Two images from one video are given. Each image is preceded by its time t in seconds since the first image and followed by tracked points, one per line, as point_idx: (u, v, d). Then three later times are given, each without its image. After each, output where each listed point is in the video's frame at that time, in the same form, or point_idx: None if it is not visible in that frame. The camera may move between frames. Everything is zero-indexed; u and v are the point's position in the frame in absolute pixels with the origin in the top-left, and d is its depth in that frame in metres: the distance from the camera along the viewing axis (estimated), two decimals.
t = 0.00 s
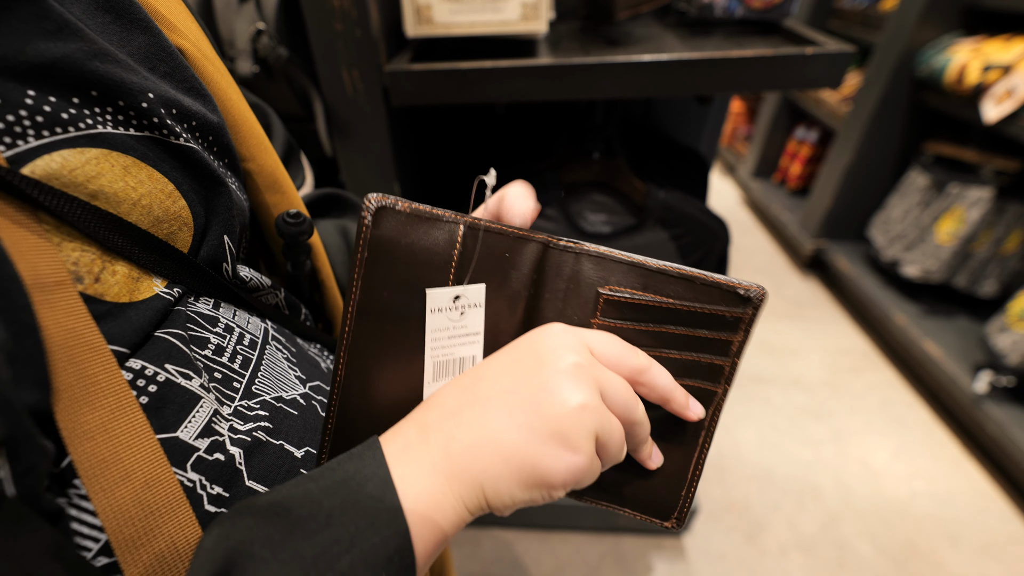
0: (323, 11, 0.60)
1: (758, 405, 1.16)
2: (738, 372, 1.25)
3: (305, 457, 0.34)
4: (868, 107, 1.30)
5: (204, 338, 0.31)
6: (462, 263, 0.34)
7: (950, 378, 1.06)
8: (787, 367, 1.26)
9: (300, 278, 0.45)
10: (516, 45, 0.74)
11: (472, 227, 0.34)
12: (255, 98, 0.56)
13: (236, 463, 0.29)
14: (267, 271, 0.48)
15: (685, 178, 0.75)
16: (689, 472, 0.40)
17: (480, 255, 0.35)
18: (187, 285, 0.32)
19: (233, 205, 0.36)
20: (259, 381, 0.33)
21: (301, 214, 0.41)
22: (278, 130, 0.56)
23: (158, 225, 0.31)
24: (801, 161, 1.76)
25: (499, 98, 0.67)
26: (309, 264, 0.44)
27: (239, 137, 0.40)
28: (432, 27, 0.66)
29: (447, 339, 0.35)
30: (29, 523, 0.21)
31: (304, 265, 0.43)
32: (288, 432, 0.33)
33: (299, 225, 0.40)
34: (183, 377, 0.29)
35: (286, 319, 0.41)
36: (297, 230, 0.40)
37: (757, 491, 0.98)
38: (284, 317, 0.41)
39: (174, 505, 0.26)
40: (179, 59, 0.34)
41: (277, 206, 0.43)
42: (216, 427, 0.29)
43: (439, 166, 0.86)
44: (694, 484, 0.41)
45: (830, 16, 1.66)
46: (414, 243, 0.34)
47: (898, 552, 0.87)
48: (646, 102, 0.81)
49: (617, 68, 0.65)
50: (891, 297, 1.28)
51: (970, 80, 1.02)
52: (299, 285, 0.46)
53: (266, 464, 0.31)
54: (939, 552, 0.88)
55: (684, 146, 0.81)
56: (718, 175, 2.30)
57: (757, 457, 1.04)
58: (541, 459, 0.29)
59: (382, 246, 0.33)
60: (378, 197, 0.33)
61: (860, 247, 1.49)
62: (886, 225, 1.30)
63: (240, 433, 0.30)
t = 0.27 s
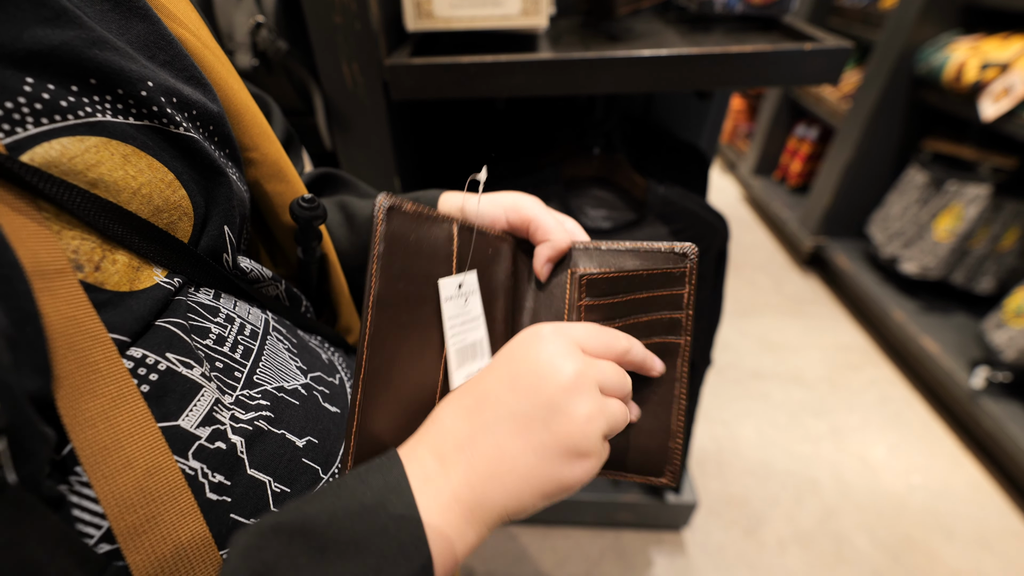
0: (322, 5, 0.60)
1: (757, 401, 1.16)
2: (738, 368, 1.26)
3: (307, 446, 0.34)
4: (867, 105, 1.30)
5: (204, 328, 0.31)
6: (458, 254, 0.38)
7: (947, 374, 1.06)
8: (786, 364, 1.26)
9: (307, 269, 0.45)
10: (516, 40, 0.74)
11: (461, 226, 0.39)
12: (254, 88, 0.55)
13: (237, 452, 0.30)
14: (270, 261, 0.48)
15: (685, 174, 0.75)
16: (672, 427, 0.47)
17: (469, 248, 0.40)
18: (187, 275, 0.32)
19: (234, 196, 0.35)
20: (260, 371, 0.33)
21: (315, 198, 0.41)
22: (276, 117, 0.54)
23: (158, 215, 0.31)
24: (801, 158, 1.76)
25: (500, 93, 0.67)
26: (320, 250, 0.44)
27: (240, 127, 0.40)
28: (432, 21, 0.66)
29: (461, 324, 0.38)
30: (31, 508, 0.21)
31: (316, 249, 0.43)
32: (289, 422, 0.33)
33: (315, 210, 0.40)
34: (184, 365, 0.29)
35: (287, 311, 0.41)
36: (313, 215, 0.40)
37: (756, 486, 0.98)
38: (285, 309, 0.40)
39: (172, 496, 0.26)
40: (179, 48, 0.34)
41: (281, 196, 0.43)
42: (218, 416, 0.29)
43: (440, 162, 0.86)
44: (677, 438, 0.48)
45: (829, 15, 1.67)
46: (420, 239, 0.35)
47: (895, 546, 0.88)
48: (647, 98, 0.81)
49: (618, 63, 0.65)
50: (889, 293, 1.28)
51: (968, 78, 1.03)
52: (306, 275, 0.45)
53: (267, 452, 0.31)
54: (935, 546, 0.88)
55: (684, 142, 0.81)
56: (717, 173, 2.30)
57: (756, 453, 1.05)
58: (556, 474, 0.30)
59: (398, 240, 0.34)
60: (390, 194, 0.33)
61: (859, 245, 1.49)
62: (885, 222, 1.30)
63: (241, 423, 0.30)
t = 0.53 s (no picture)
0: None
1: (756, 396, 1.17)
2: (737, 364, 1.26)
3: (306, 432, 0.33)
4: (867, 100, 1.30)
5: (204, 314, 0.31)
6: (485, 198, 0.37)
7: (945, 369, 1.07)
8: (785, 359, 1.27)
9: (307, 258, 0.45)
10: (517, 33, 0.73)
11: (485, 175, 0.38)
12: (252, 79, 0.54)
13: (237, 436, 0.29)
14: (268, 250, 0.48)
15: (686, 168, 0.75)
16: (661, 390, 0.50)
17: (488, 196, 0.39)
18: (186, 261, 0.32)
19: (232, 182, 0.35)
20: (259, 357, 0.33)
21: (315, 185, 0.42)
22: (273, 106, 0.53)
23: (156, 201, 0.30)
24: (801, 154, 1.77)
25: (501, 86, 0.66)
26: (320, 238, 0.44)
27: (235, 113, 0.40)
28: (432, 14, 0.66)
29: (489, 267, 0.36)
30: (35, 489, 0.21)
31: (315, 237, 0.43)
32: (288, 407, 0.33)
33: (314, 196, 0.41)
34: (184, 350, 0.28)
35: (286, 299, 0.41)
36: (313, 201, 0.40)
37: (756, 480, 0.99)
38: (284, 298, 0.40)
39: (174, 476, 0.26)
40: (175, 33, 0.33)
41: (279, 182, 0.43)
42: (218, 400, 0.29)
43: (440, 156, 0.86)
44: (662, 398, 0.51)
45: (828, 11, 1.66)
46: (457, 176, 0.34)
47: (892, 539, 0.89)
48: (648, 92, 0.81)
49: (619, 56, 0.64)
50: (887, 289, 1.29)
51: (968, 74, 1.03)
52: (306, 263, 0.45)
53: (268, 436, 0.31)
54: (932, 539, 0.89)
55: (685, 136, 0.81)
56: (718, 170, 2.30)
57: (755, 447, 1.05)
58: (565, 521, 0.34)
59: (439, 168, 0.32)
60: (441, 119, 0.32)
61: (858, 241, 1.49)
62: (884, 218, 1.30)
63: (240, 407, 0.30)
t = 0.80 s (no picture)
0: None
1: (756, 388, 1.17)
2: (737, 356, 1.26)
3: (305, 420, 0.33)
4: (867, 93, 1.30)
5: (201, 303, 0.31)
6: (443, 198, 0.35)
7: (944, 360, 1.07)
8: (785, 351, 1.27)
9: (301, 249, 0.45)
10: (516, 23, 0.73)
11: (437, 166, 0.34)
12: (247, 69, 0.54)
13: (235, 424, 0.29)
14: (263, 239, 0.47)
15: (686, 160, 0.75)
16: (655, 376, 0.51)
17: (445, 189, 0.35)
18: (183, 250, 0.31)
19: (229, 171, 0.35)
20: (257, 346, 0.33)
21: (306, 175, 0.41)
22: (266, 94, 0.53)
23: (153, 189, 0.30)
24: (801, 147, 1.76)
25: (500, 77, 0.66)
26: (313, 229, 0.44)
27: (229, 101, 0.39)
28: (430, 3, 0.65)
29: (446, 279, 0.35)
30: (39, 475, 0.21)
31: (308, 228, 0.43)
32: (287, 395, 0.32)
33: (306, 186, 0.40)
34: (181, 338, 0.28)
35: (283, 289, 0.40)
36: (303, 191, 0.40)
37: (755, 471, 0.99)
38: (280, 288, 0.40)
39: (173, 464, 0.26)
40: (168, 21, 0.33)
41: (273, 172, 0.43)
42: (216, 388, 0.29)
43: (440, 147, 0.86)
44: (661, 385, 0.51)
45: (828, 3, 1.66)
46: (407, 175, 0.30)
47: (890, 528, 0.89)
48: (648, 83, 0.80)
49: (619, 47, 0.64)
50: (887, 281, 1.29)
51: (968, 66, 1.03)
52: (300, 255, 0.45)
53: (268, 425, 0.30)
54: (930, 529, 0.89)
55: (685, 128, 0.81)
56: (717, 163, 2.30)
57: (755, 439, 1.06)
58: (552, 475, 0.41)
59: (387, 174, 0.28)
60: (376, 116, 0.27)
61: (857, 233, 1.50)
62: (884, 211, 1.30)
63: (239, 396, 0.30)
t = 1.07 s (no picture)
0: None
1: (756, 384, 1.17)
2: (737, 352, 1.26)
3: (304, 420, 0.33)
4: (866, 88, 1.30)
5: (199, 303, 0.31)
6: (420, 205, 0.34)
7: (943, 356, 1.08)
8: (785, 347, 1.27)
9: (298, 246, 0.45)
10: (514, 20, 0.73)
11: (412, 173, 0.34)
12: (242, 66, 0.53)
13: (234, 425, 0.29)
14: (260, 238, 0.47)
15: (685, 156, 0.74)
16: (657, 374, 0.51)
17: (422, 194, 0.35)
18: (180, 251, 0.31)
19: (226, 171, 0.35)
20: (255, 346, 0.32)
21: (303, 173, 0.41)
22: (260, 92, 0.52)
23: (150, 189, 0.30)
24: (800, 142, 1.76)
25: (499, 73, 0.65)
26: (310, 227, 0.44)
27: (225, 100, 0.39)
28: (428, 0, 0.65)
29: (431, 283, 0.35)
30: (41, 479, 0.21)
31: (305, 226, 0.43)
32: (286, 395, 0.32)
33: (303, 183, 0.40)
34: (180, 339, 0.28)
35: (281, 288, 0.40)
36: (302, 189, 0.40)
37: (755, 467, 1.00)
38: (278, 287, 0.40)
39: (173, 466, 0.26)
40: (162, 19, 0.33)
41: (269, 171, 0.43)
42: (214, 390, 0.29)
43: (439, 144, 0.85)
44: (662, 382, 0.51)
45: None
46: (377, 186, 0.30)
47: (889, 523, 0.90)
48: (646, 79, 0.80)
49: (617, 43, 0.64)
50: (886, 277, 1.29)
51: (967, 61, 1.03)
52: (297, 253, 0.45)
53: (267, 425, 0.30)
54: (929, 523, 0.90)
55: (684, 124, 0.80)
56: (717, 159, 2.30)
57: (755, 435, 1.06)
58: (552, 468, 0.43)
59: (356, 185, 0.28)
60: (336, 133, 0.26)
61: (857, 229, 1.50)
62: (883, 206, 1.30)
63: (238, 396, 0.30)
